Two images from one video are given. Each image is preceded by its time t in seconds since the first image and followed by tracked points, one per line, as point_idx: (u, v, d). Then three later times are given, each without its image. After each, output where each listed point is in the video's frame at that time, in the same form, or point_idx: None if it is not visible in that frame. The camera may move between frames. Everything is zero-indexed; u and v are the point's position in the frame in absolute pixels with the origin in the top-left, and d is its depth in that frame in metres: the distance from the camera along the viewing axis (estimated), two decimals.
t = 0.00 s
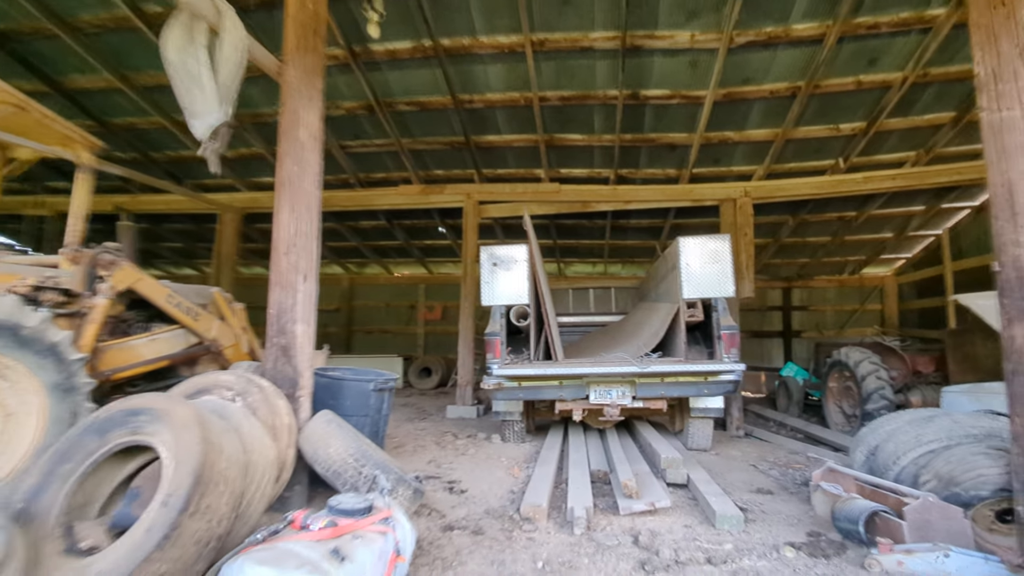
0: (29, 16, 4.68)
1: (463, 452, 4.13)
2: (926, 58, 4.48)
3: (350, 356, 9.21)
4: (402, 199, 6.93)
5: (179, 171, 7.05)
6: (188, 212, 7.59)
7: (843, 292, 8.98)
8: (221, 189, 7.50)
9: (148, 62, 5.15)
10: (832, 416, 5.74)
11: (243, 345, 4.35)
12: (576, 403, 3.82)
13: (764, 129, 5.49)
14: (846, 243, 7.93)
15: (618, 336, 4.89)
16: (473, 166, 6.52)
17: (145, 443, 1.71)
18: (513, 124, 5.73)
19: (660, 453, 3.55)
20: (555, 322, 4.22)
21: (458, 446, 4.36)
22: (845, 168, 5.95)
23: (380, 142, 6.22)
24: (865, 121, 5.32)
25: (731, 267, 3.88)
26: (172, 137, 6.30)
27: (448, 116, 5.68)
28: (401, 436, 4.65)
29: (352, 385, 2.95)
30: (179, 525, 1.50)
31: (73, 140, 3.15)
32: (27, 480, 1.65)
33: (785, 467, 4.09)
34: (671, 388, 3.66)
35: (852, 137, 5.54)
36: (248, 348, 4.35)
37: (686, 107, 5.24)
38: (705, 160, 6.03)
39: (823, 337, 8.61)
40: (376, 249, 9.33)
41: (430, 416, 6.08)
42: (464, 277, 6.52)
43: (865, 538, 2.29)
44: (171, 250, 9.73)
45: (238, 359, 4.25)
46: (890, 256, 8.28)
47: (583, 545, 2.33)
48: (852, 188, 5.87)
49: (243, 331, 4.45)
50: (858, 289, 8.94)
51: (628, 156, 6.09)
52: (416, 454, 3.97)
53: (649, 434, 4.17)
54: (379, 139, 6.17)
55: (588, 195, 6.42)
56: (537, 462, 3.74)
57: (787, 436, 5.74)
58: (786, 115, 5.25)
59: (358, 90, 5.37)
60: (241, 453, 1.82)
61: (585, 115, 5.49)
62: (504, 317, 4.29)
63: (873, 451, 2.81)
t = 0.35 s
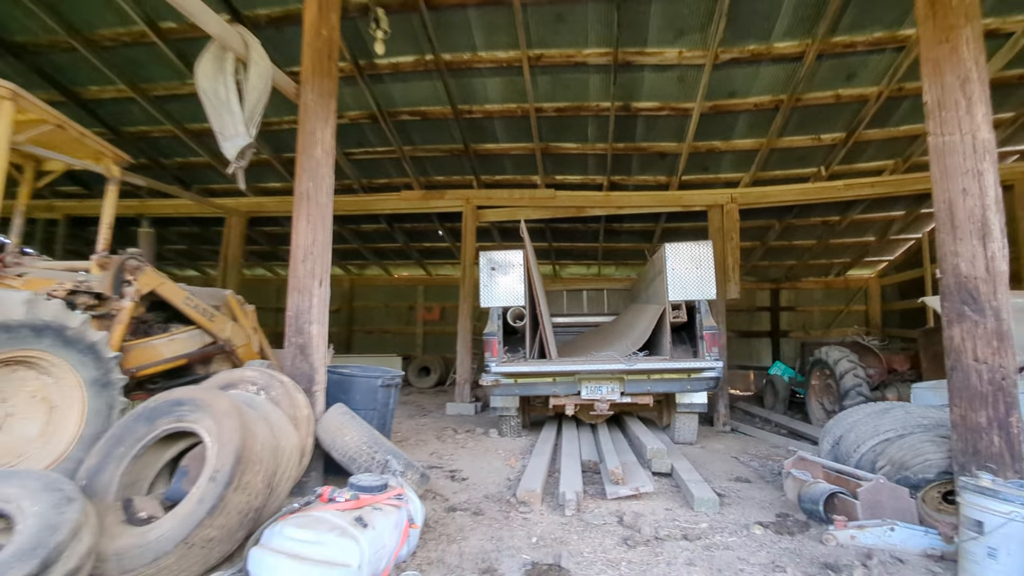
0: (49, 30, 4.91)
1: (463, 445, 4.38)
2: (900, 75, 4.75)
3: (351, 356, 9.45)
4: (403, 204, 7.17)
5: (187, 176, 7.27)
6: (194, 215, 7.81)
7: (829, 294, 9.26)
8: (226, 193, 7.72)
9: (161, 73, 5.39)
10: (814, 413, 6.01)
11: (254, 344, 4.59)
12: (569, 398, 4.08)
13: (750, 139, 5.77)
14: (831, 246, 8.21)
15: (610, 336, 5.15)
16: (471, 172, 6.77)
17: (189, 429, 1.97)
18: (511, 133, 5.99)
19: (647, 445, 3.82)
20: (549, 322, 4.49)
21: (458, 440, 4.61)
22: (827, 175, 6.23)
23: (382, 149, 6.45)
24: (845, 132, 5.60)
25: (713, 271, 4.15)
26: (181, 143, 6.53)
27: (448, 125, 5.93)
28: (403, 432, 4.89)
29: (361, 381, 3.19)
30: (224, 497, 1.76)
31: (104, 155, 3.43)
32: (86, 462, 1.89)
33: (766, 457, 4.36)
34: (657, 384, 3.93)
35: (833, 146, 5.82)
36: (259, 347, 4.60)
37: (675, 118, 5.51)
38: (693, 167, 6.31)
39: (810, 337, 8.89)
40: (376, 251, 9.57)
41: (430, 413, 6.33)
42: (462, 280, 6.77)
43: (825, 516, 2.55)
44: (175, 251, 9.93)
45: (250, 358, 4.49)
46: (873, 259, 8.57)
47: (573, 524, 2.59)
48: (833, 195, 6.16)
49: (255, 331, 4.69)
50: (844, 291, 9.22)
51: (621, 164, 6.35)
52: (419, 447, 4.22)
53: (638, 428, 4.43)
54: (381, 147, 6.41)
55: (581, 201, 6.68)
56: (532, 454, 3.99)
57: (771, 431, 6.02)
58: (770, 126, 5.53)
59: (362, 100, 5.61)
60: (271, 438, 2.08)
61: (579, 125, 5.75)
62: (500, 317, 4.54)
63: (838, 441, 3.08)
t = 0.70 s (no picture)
0: (54, 44, 5.08)
1: (454, 443, 4.61)
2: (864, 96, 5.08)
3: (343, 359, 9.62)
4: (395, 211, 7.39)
5: (183, 183, 7.42)
6: (189, 220, 7.95)
7: (806, 299, 9.63)
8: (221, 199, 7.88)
9: (162, 85, 5.57)
10: (788, 412, 6.33)
11: (253, 347, 4.79)
12: (554, 398, 4.34)
13: (726, 152, 6.08)
14: (807, 254, 8.57)
15: (593, 339, 5.42)
16: (462, 181, 7.02)
17: (209, 423, 2.19)
18: (500, 144, 6.25)
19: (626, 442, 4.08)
20: (536, 326, 4.75)
21: (449, 438, 4.84)
22: (800, 187, 6.56)
23: (376, 159, 6.67)
24: (816, 148, 5.93)
25: (688, 279, 4.45)
26: (179, 151, 6.69)
27: (439, 136, 6.17)
28: (396, 431, 5.11)
29: (359, 381, 3.42)
30: (245, 481, 1.99)
31: (116, 168, 3.60)
32: (116, 453, 2.10)
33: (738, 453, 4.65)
34: (636, 385, 4.20)
35: (804, 161, 6.15)
36: (258, 350, 4.80)
37: (656, 132, 5.81)
38: (674, 179, 6.61)
39: (787, 340, 9.24)
40: (368, 255, 9.76)
41: (421, 414, 6.54)
42: (453, 285, 7.01)
43: (781, 503, 2.82)
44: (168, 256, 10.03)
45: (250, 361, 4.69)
46: (847, 266, 8.94)
47: (555, 511, 2.84)
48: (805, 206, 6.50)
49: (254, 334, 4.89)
50: (820, 297, 9.60)
51: (605, 174, 6.64)
52: (412, 444, 4.45)
53: (619, 427, 4.70)
54: (375, 157, 6.63)
55: (568, 210, 6.96)
56: (519, 450, 4.24)
57: (747, 430, 6.33)
58: (745, 141, 5.85)
59: (357, 112, 5.83)
60: (283, 430, 2.31)
61: (565, 137, 6.03)
62: (490, 322, 4.79)
63: (797, 436, 3.37)
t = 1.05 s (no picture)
0: (48, 61, 5.24)
1: (433, 447, 4.87)
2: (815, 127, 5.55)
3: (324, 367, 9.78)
4: (378, 224, 7.64)
5: (167, 193, 7.54)
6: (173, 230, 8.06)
7: (770, 311, 10.14)
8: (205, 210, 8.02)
9: (153, 101, 5.76)
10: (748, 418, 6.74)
11: (240, 356, 5.00)
12: (528, 404, 4.64)
13: (692, 175, 6.51)
14: (770, 268, 9.08)
15: (567, 349, 5.75)
16: (444, 197, 7.32)
17: (215, 425, 2.44)
18: (481, 163, 6.57)
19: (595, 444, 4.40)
20: (512, 336, 5.06)
21: (429, 443, 5.10)
22: (760, 208, 7.03)
23: (361, 175, 6.92)
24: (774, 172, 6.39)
25: (653, 294, 4.81)
26: (165, 163, 6.85)
27: (422, 155, 6.47)
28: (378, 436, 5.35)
29: (346, 388, 3.68)
30: (249, 476, 2.25)
31: (117, 186, 3.81)
32: (128, 452, 2.34)
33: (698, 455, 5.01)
34: (604, 392, 4.54)
35: (764, 183, 6.61)
36: (245, 358, 5.00)
37: (627, 155, 6.20)
38: (644, 198, 7.02)
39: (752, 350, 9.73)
40: (350, 266, 9.96)
41: (401, 420, 6.77)
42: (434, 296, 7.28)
43: (726, 496, 3.16)
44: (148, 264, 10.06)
45: (237, 369, 4.90)
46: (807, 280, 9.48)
47: (527, 506, 3.14)
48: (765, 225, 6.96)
49: (241, 343, 5.09)
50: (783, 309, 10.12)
51: (580, 193, 7.01)
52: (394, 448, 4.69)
53: (589, 431, 5.02)
54: (360, 172, 6.88)
55: (544, 225, 7.31)
56: (494, 453, 4.52)
57: (710, 434, 6.72)
58: (709, 165, 6.28)
59: (343, 131, 6.08)
60: (283, 430, 2.56)
61: (541, 158, 6.38)
62: (468, 332, 5.08)
63: (745, 438, 3.74)
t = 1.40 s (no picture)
0: (27, 65, 5.26)
1: (410, 449, 5.04)
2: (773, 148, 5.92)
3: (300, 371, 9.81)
4: (357, 231, 7.77)
5: (144, 197, 7.54)
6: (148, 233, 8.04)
7: (735, 319, 10.57)
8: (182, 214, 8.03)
9: (133, 107, 5.81)
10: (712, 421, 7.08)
11: (221, 359, 5.09)
12: (501, 407, 4.86)
13: (660, 189, 6.84)
14: (735, 278, 9.49)
15: (540, 354, 5.99)
16: (422, 205, 7.50)
17: (202, 426, 2.58)
18: (458, 173, 6.78)
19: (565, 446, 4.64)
20: (486, 342, 5.27)
21: (405, 445, 5.26)
22: (724, 221, 7.40)
23: (340, 183, 7.05)
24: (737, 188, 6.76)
25: (621, 303, 5.08)
26: (143, 167, 6.86)
27: (401, 164, 6.65)
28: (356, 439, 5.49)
29: (327, 392, 3.84)
30: (237, 473, 2.42)
31: (102, 194, 3.91)
32: (120, 451, 2.49)
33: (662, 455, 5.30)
34: (573, 395, 4.78)
35: (727, 198, 6.97)
36: (225, 362, 5.10)
37: (598, 169, 6.49)
38: (615, 210, 7.32)
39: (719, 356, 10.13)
40: (328, 270, 10.03)
41: (378, 424, 6.90)
42: (412, 302, 7.44)
43: (683, 491, 3.43)
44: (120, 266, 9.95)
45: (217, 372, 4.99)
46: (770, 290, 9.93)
47: (499, 502, 3.35)
48: (729, 238, 7.33)
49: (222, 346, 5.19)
50: (748, 317, 10.56)
51: (554, 203, 7.28)
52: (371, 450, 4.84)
53: (560, 434, 5.26)
54: (339, 180, 7.01)
55: (520, 235, 7.55)
56: (469, 455, 4.72)
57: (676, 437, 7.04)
58: (675, 180, 6.61)
59: (323, 140, 6.22)
60: (269, 430, 2.71)
61: (517, 170, 6.63)
62: (445, 338, 5.27)
63: (703, 438, 4.02)
